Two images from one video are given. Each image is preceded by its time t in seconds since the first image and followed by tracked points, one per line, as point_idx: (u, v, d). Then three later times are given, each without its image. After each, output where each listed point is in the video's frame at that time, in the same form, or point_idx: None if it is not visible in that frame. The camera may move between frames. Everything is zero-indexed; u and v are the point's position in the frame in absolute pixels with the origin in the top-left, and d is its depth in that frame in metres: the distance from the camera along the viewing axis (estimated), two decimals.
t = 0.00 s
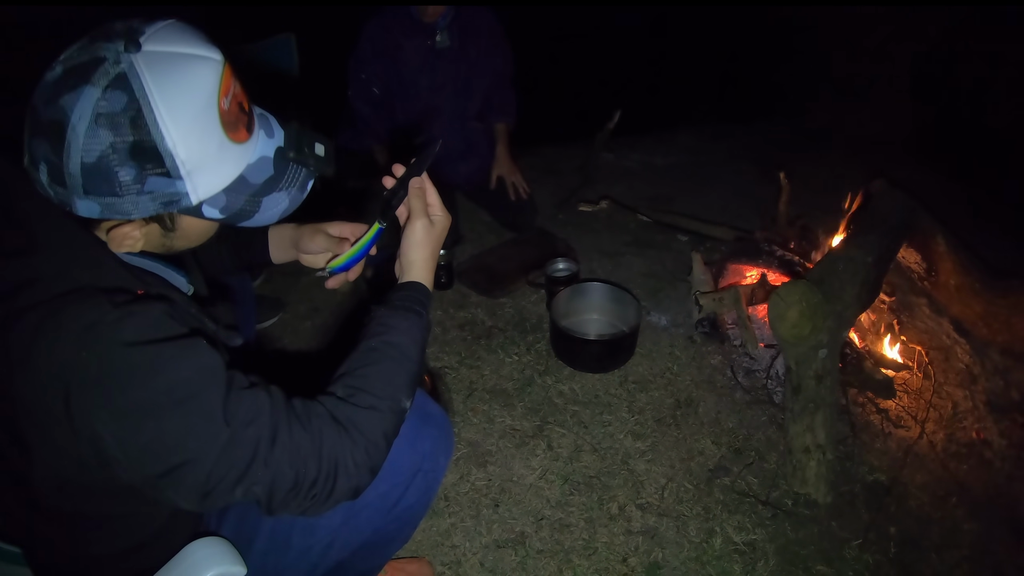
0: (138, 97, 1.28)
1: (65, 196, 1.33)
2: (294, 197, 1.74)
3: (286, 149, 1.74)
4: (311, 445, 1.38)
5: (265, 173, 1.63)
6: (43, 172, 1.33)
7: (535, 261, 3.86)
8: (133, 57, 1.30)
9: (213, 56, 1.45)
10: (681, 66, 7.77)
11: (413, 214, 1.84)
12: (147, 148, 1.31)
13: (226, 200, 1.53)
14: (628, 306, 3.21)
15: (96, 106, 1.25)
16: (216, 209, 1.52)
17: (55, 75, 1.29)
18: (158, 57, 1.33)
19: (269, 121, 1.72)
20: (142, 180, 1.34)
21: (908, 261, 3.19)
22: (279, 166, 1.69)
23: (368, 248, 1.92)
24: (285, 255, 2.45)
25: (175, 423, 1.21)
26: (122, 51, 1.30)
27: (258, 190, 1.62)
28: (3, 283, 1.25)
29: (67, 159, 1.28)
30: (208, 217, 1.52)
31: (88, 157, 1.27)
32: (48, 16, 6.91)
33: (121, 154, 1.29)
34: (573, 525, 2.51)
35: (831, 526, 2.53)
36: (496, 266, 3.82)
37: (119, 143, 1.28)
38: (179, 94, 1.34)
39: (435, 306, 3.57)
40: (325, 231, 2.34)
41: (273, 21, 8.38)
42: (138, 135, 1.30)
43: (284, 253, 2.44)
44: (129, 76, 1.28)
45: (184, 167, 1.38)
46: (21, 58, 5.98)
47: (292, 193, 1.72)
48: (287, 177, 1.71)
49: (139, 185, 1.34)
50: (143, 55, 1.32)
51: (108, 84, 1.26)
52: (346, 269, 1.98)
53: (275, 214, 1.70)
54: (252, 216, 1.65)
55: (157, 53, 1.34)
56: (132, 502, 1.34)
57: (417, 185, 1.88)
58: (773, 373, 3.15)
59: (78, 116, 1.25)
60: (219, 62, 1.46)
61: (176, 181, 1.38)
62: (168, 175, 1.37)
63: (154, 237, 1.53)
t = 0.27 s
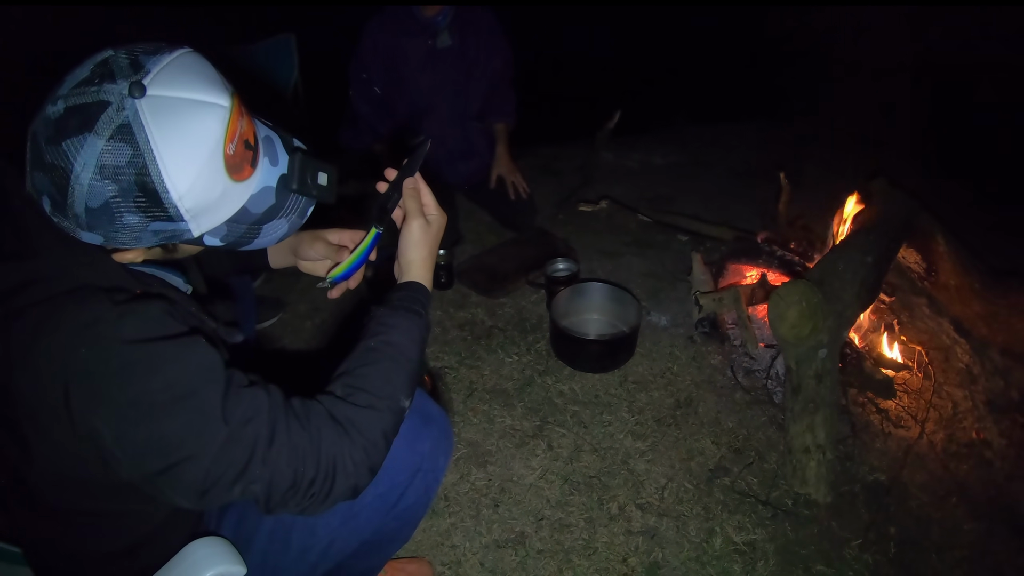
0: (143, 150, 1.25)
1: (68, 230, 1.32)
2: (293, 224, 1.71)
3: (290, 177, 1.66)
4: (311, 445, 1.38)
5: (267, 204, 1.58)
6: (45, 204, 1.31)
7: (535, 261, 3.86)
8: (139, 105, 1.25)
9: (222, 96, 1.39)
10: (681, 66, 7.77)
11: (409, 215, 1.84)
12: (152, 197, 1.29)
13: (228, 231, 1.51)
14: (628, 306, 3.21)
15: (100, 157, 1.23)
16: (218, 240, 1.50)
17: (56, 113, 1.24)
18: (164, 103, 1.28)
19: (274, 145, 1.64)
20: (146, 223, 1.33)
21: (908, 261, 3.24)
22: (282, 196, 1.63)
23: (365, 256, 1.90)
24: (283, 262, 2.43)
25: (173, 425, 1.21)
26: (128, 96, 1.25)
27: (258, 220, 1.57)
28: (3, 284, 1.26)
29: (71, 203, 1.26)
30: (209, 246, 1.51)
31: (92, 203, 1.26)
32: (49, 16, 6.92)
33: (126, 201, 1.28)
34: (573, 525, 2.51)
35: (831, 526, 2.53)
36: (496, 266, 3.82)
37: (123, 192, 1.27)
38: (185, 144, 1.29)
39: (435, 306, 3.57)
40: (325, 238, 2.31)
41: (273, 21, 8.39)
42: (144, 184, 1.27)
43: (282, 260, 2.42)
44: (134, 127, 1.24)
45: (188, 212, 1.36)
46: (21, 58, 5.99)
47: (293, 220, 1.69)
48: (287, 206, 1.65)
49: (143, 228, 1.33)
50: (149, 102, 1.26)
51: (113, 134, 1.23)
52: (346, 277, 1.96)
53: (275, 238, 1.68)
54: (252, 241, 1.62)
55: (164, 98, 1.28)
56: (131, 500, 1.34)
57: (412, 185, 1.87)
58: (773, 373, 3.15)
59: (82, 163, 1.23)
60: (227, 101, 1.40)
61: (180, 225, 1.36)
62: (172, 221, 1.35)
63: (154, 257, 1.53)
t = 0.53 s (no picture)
0: (141, 164, 1.26)
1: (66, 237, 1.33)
2: (291, 233, 1.72)
3: (291, 187, 1.66)
4: (310, 445, 1.38)
5: (266, 213, 1.58)
6: (45, 210, 1.31)
7: (535, 261, 3.87)
8: (137, 117, 1.25)
9: (221, 107, 1.39)
10: (681, 66, 7.77)
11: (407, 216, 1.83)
12: (149, 209, 1.30)
13: (226, 240, 1.51)
14: (628, 306, 3.21)
15: (98, 169, 1.23)
16: (216, 248, 1.51)
17: (55, 122, 1.24)
18: (162, 115, 1.28)
19: (275, 153, 1.63)
20: (143, 234, 1.33)
21: (908, 261, 3.23)
22: (281, 205, 1.63)
23: (365, 258, 1.90)
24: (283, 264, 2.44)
25: (172, 427, 1.21)
26: (126, 108, 1.25)
27: (257, 229, 1.58)
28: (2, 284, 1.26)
29: (69, 212, 1.27)
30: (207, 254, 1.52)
31: (89, 214, 1.27)
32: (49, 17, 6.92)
33: (123, 213, 1.28)
34: (573, 525, 2.51)
35: (831, 526, 2.52)
36: (496, 267, 3.82)
37: (120, 204, 1.27)
38: (182, 157, 1.30)
39: (435, 306, 3.57)
40: (324, 240, 2.33)
41: (273, 21, 8.40)
42: (141, 197, 1.28)
43: (282, 262, 2.43)
44: (131, 140, 1.25)
45: (185, 224, 1.36)
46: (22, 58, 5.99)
47: (291, 229, 1.70)
48: (287, 216, 1.66)
49: (140, 238, 1.34)
50: (146, 114, 1.27)
51: (111, 147, 1.23)
52: (347, 279, 1.95)
53: (274, 246, 1.69)
54: (251, 249, 1.63)
55: (162, 110, 1.28)
56: (132, 500, 1.34)
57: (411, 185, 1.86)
58: (773, 373, 3.15)
59: (80, 175, 1.24)
60: (226, 113, 1.40)
61: (177, 236, 1.37)
62: (169, 232, 1.35)
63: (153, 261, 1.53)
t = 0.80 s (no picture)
0: (143, 167, 1.26)
1: (68, 238, 1.33)
2: (292, 237, 1.72)
3: (292, 191, 1.66)
4: (310, 446, 1.38)
5: (267, 217, 1.58)
6: (47, 211, 1.32)
7: (535, 261, 3.87)
8: (140, 121, 1.25)
9: (224, 112, 1.38)
10: (681, 65, 7.77)
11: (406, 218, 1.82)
12: (150, 212, 1.30)
13: (227, 243, 1.52)
14: (628, 306, 3.21)
15: (100, 172, 1.24)
16: (217, 251, 1.51)
17: (57, 125, 1.25)
18: (165, 120, 1.28)
19: (276, 157, 1.63)
20: (144, 237, 1.34)
21: (908, 261, 3.24)
22: (282, 209, 1.63)
23: (365, 259, 1.90)
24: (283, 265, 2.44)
25: (172, 428, 1.21)
26: (128, 111, 1.25)
27: (258, 233, 1.58)
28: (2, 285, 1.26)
29: (70, 214, 1.27)
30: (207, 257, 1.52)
31: (91, 216, 1.27)
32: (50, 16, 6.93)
33: (125, 216, 1.29)
34: (573, 525, 2.51)
35: (831, 526, 2.52)
36: (496, 267, 3.82)
37: (121, 207, 1.28)
38: (184, 161, 1.30)
39: (435, 306, 3.57)
40: (325, 242, 2.34)
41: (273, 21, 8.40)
42: (143, 200, 1.28)
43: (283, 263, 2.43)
44: (133, 143, 1.25)
45: (187, 228, 1.36)
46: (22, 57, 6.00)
47: (291, 233, 1.70)
48: (288, 220, 1.66)
49: (141, 241, 1.34)
50: (149, 117, 1.27)
51: (113, 149, 1.23)
52: (347, 281, 1.96)
53: (274, 250, 1.69)
54: (252, 253, 1.62)
55: (165, 114, 1.29)
56: (132, 501, 1.34)
57: (411, 187, 1.86)
58: (773, 374, 3.15)
59: (82, 177, 1.24)
60: (229, 117, 1.40)
61: (178, 239, 1.37)
62: (170, 234, 1.36)
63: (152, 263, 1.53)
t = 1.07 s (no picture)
0: (143, 165, 1.26)
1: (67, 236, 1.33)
2: (292, 236, 1.72)
3: (293, 191, 1.66)
4: (310, 446, 1.38)
5: (267, 217, 1.58)
6: (46, 209, 1.32)
7: (535, 262, 3.87)
8: (140, 119, 1.25)
9: (224, 110, 1.39)
10: (682, 65, 7.77)
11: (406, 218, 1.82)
12: (150, 211, 1.30)
13: (227, 243, 1.51)
14: (628, 306, 3.21)
15: (100, 170, 1.23)
16: (216, 250, 1.51)
17: (57, 122, 1.24)
18: (165, 118, 1.28)
19: (276, 157, 1.63)
20: (144, 235, 1.34)
21: (908, 261, 3.22)
22: (282, 209, 1.63)
23: (366, 260, 1.90)
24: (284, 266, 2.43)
25: (173, 426, 1.21)
26: (129, 109, 1.25)
27: (258, 233, 1.58)
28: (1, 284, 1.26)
29: (70, 212, 1.27)
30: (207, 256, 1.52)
31: (90, 215, 1.27)
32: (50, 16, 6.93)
33: (125, 214, 1.29)
34: (573, 525, 2.51)
35: (831, 526, 2.52)
36: (496, 267, 3.82)
37: (122, 205, 1.28)
38: (184, 159, 1.30)
39: (435, 306, 3.57)
40: (326, 243, 2.34)
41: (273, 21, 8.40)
42: (142, 198, 1.28)
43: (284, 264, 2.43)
44: (134, 141, 1.25)
45: (186, 226, 1.36)
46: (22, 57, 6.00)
47: (291, 233, 1.70)
48: (288, 220, 1.66)
49: (140, 239, 1.34)
50: (150, 116, 1.27)
51: (113, 147, 1.23)
52: (348, 283, 1.96)
53: (274, 250, 1.69)
54: (251, 253, 1.62)
55: (165, 112, 1.28)
56: (132, 500, 1.34)
57: (411, 187, 1.86)
58: (773, 373, 3.15)
59: (82, 175, 1.24)
60: (229, 115, 1.40)
61: (178, 237, 1.37)
62: (170, 233, 1.35)
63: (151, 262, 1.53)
